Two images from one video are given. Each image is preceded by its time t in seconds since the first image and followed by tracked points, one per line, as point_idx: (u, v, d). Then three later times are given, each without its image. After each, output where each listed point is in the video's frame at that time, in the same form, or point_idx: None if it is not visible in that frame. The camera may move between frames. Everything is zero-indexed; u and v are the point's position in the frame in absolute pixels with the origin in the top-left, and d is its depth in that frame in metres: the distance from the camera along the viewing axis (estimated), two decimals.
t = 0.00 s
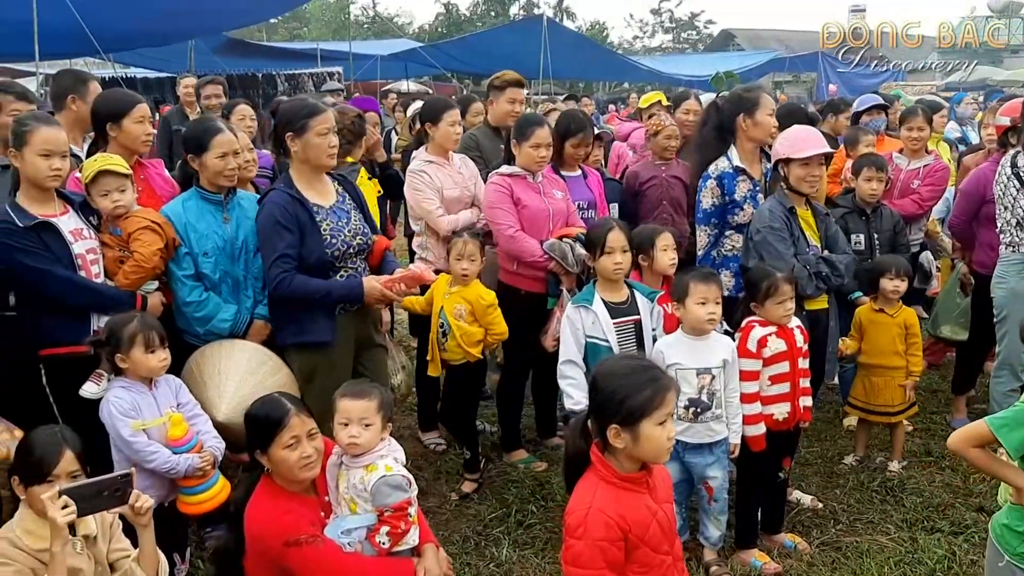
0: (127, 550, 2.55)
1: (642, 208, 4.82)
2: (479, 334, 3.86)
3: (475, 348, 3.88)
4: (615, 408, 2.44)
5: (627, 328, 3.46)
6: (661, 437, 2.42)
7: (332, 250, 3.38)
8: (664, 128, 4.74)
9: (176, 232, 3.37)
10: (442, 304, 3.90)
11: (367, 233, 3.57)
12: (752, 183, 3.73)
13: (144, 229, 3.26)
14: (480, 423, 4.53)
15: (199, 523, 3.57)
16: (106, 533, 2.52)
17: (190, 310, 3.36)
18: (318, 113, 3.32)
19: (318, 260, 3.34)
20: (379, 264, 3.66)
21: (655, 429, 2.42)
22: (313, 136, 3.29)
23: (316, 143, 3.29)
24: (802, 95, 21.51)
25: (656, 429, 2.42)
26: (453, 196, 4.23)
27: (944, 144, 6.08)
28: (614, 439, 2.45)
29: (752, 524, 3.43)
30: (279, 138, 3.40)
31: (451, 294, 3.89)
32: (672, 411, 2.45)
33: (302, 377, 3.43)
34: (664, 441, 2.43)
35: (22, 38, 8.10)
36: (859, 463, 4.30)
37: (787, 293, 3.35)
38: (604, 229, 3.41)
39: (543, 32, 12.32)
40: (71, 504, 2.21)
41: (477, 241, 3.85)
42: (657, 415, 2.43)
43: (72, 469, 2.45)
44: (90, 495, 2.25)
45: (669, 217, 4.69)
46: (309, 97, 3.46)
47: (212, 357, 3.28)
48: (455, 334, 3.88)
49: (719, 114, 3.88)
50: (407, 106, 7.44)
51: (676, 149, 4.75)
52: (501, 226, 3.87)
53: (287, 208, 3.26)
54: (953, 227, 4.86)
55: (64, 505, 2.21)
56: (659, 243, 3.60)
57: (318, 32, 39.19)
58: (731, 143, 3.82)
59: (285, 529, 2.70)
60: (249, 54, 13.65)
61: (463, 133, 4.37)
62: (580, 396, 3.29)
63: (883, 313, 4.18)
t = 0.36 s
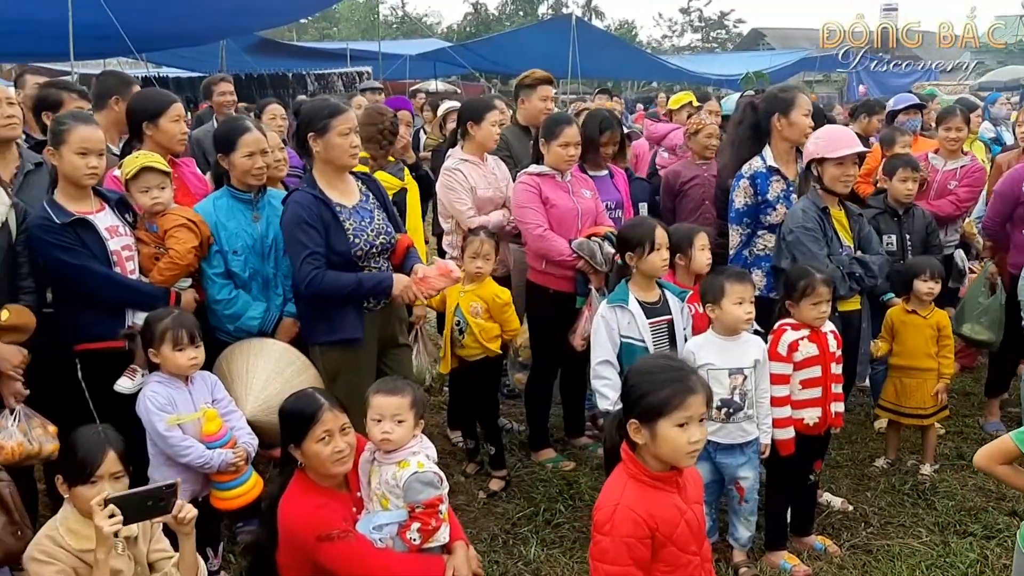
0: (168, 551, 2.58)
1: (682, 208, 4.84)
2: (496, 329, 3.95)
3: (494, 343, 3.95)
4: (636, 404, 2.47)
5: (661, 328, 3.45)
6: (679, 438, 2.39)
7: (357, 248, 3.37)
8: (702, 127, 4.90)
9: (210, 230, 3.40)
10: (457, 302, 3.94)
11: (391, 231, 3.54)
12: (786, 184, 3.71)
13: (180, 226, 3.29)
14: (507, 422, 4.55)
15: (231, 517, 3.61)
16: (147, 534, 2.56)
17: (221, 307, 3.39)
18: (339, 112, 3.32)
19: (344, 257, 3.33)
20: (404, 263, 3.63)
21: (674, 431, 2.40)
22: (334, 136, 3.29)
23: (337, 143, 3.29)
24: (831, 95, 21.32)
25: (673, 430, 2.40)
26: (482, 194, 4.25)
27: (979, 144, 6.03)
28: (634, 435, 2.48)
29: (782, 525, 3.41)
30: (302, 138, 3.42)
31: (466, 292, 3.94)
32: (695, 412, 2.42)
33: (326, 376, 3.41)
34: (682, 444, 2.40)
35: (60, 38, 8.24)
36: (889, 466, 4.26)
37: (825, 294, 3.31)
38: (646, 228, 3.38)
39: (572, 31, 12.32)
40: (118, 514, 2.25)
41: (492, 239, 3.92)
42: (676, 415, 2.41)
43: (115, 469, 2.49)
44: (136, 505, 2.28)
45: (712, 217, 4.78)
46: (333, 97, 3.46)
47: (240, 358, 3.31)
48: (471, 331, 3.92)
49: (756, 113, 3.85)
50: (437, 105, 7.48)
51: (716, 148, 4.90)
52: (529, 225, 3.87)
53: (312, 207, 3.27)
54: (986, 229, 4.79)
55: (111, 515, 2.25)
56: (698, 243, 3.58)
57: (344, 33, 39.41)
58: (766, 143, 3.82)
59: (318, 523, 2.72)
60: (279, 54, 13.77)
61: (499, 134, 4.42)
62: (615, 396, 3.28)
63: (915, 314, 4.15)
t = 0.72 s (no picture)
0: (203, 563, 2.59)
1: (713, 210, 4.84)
2: (511, 321, 4.02)
3: (509, 335, 4.01)
4: (653, 405, 2.47)
5: (681, 328, 3.45)
6: (695, 438, 2.39)
7: (377, 247, 3.37)
8: (736, 128, 4.93)
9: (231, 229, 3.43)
10: (469, 298, 4.01)
11: (411, 231, 3.55)
12: (808, 185, 3.71)
13: (202, 225, 3.31)
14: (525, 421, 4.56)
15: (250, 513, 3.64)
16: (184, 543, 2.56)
17: (238, 305, 3.40)
18: (362, 111, 3.34)
19: (363, 256, 3.34)
20: (424, 263, 3.64)
21: (690, 431, 2.40)
22: (356, 135, 3.30)
23: (359, 141, 3.31)
24: (850, 96, 21.18)
25: (689, 429, 2.40)
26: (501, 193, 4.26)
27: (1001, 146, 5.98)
28: (652, 435, 2.48)
29: (800, 527, 3.39)
30: (324, 137, 3.43)
31: (477, 288, 4.00)
32: (712, 412, 2.40)
33: (344, 375, 3.42)
34: (699, 444, 2.39)
35: (85, 37, 8.32)
36: (909, 469, 4.23)
37: (853, 293, 3.31)
38: (671, 230, 3.37)
39: (591, 32, 12.31)
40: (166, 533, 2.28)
41: (503, 233, 3.96)
42: (692, 415, 2.40)
43: (140, 470, 2.47)
44: (180, 528, 2.30)
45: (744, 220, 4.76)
46: (355, 97, 3.47)
47: (256, 355, 3.33)
48: (486, 325, 4.00)
49: (780, 113, 3.86)
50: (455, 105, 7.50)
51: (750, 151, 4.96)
52: (548, 225, 3.87)
53: (332, 206, 3.28)
54: (1008, 230, 4.71)
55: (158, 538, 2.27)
56: (719, 244, 3.56)
57: (361, 33, 39.52)
58: (789, 144, 3.84)
59: (338, 520, 2.73)
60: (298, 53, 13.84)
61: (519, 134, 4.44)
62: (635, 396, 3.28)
63: (936, 316, 4.12)
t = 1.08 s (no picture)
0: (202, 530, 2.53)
1: (743, 211, 4.76)
2: (528, 319, 4.01)
3: (525, 333, 4.01)
4: (675, 405, 2.47)
5: (701, 328, 3.44)
6: (717, 439, 2.39)
7: (398, 246, 3.39)
8: (771, 128, 4.88)
9: (252, 228, 3.45)
10: (489, 292, 4.01)
11: (432, 230, 3.56)
12: (832, 185, 3.76)
13: (225, 224, 3.35)
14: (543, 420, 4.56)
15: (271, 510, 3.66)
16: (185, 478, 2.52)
17: (258, 305, 3.43)
18: (388, 115, 3.35)
19: (384, 255, 3.36)
20: (444, 262, 3.64)
21: (712, 432, 2.40)
22: (379, 138, 3.32)
23: (381, 145, 3.33)
24: (869, 96, 21.06)
25: (711, 430, 2.40)
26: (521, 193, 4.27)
27: None
28: (674, 435, 2.48)
29: (819, 528, 3.38)
30: (348, 136, 3.45)
31: (498, 282, 3.99)
32: (736, 414, 2.40)
33: (365, 373, 3.44)
34: (722, 445, 2.39)
35: (107, 37, 8.39)
36: (929, 471, 4.21)
37: (876, 293, 3.30)
38: (680, 228, 3.38)
39: (609, 32, 12.30)
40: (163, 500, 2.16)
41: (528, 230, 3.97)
42: (716, 416, 2.40)
43: (137, 392, 2.37)
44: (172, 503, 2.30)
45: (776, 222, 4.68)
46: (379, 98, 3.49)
47: (274, 342, 3.34)
48: (503, 321, 4.00)
49: (803, 113, 3.91)
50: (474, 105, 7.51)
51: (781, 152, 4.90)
52: (567, 225, 3.88)
53: (354, 205, 3.30)
54: None
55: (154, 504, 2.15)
56: (737, 245, 3.55)
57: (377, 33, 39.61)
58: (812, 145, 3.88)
59: (359, 517, 2.74)
60: (315, 53, 13.90)
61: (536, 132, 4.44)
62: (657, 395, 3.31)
63: (958, 318, 4.10)
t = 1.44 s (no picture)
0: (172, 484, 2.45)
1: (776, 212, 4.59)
2: (552, 317, 3.99)
3: (549, 331, 4.00)
4: (707, 408, 2.46)
5: (723, 329, 3.43)
6: (750, 442, 2.40)
7: (421, 246, 3.39)
8: (806, 129, 4.88)
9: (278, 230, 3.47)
10: (515, 290, 4.02)
11: (456, 231, 3.57)
12: (855, 185, 3.76)
13: (255, 226, 3.37)
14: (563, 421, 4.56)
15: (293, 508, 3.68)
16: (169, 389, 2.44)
17: (280, 306, 3.46)
18: (414, 119, 3.35)
19: (407, 255, 3.37)
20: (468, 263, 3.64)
21: (745, 434, 2.40)
22: (401, 141, 3.33)
23: (402, 150, 3.34)
24: (890, 96, 20.88)
25: (745, 433, 2.40)
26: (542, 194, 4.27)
27: None
28: (704, 438, 2.46)
29: (841, 532, 3.36)
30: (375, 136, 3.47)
31: (524, 279, 4.01)
32: (767, 416, 2.42)
33: (388, 372, 3.46)
34: (754, 446, 2.40)
35: (131, 37, 8.44)
36: (952, 475, 4.18)
37: (899, 295, 3.28)
38: (703, 229, 3.37)
39: (629, 32, 12.27)
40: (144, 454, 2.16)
41: (549, 229, 3.97)
42: (748, 419, 2.41)
43: (113, 314, 2.26)
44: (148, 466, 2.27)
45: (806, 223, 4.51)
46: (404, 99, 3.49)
47: (290, 340, 3.33)
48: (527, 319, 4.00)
49: (828, 113, 3.92)
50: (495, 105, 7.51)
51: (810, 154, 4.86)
52: (589, 225, 3.88)
53: (378, 205, 3.31)
54: None
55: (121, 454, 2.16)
56: (758, 249, 3.54)
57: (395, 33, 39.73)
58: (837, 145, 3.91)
59: (381, 514, 2.75)
60: (335, 53, 13.95)
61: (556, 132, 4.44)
62: (675, 395, 3.33)
63: (983, 320, 4.06)
